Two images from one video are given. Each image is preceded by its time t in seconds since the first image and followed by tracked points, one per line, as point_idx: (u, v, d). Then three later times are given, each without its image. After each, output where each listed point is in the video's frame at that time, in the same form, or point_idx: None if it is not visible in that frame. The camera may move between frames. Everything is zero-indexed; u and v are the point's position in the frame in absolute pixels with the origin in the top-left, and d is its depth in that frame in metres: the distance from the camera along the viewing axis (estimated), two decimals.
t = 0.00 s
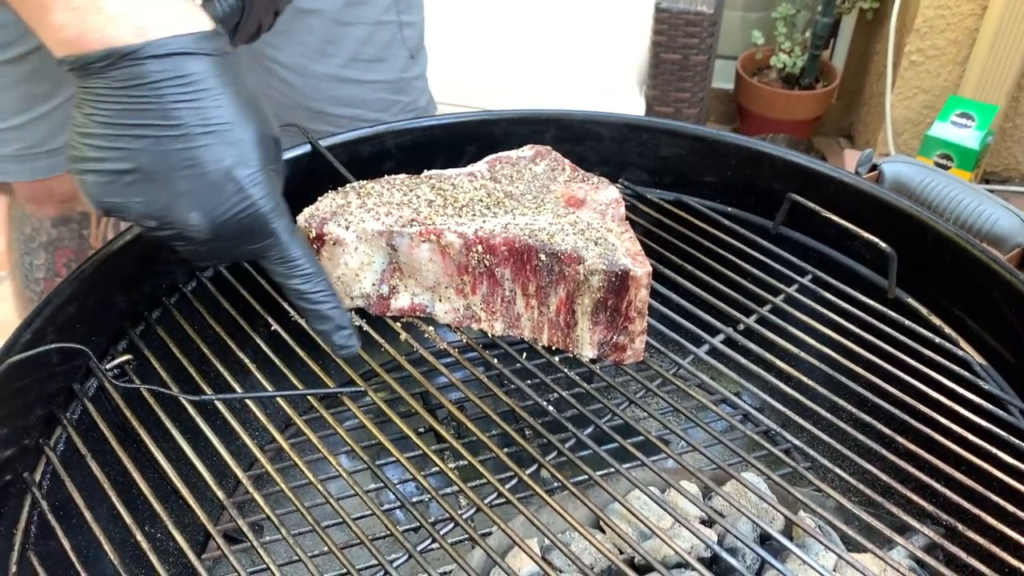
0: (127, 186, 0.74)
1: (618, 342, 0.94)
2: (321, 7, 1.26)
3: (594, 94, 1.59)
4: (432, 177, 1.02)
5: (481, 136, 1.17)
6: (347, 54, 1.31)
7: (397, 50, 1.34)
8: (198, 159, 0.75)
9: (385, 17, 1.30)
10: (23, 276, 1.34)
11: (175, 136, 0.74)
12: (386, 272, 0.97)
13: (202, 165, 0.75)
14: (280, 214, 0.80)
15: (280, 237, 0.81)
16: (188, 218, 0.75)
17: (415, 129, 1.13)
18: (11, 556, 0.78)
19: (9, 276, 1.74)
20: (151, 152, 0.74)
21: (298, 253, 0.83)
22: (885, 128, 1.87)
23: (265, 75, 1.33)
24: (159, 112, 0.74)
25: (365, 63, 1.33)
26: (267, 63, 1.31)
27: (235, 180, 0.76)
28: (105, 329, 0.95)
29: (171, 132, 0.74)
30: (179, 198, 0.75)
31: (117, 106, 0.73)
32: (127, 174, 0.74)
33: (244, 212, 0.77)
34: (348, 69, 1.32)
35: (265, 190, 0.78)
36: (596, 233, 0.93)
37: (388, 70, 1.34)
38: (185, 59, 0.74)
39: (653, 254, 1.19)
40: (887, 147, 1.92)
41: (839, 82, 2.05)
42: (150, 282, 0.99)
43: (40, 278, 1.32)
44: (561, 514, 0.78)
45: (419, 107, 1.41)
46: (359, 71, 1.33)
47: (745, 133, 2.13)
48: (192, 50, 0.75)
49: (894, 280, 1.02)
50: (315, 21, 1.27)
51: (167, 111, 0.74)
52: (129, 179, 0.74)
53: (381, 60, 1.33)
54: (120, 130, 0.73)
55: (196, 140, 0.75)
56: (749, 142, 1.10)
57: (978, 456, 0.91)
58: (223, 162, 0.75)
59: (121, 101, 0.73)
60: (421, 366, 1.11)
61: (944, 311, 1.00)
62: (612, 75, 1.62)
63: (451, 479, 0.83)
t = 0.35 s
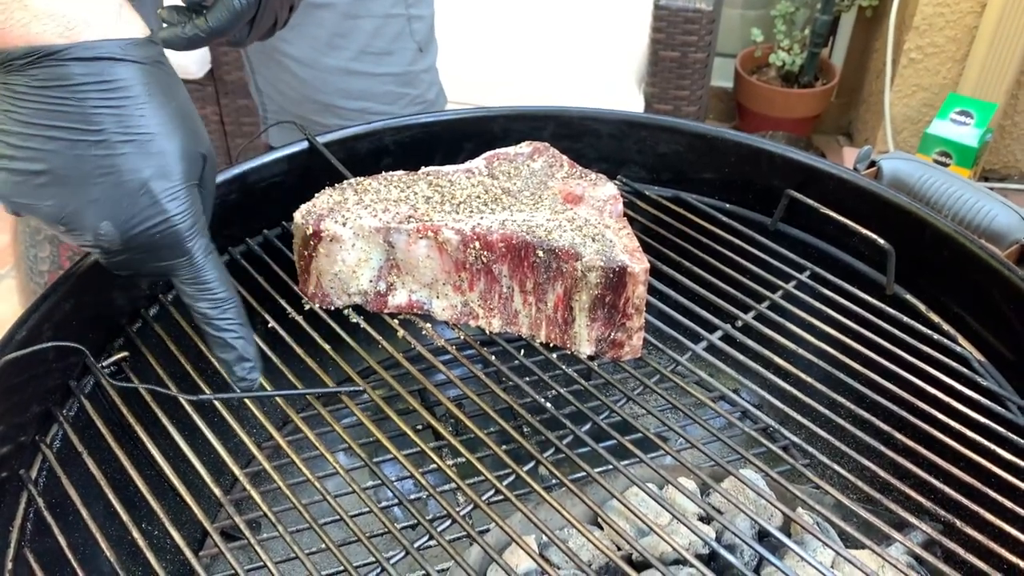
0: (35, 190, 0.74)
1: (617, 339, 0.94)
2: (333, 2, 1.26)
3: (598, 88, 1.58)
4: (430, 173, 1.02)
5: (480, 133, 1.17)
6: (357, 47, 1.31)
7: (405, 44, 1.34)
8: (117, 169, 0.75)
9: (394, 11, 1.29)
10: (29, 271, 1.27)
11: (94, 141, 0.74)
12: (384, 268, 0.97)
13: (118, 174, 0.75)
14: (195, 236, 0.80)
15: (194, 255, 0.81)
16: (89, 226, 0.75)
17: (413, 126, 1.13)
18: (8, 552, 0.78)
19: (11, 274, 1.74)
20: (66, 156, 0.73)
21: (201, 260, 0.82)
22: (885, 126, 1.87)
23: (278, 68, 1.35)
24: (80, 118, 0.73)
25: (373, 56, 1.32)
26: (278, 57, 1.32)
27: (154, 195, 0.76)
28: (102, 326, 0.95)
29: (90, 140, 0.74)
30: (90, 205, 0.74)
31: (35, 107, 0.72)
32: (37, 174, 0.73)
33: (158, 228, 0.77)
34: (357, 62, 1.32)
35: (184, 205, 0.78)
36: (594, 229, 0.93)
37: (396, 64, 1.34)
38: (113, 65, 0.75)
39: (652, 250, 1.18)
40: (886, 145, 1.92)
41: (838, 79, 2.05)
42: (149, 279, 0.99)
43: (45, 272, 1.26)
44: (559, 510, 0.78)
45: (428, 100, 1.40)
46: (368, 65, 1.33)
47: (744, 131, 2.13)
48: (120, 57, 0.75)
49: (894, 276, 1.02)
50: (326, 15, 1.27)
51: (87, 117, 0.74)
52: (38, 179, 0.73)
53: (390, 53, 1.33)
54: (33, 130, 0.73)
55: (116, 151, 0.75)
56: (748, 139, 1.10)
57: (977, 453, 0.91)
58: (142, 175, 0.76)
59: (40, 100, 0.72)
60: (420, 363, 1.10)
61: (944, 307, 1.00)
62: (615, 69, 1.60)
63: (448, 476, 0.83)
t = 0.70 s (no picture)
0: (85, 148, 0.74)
1: (617, 338, 0.94)
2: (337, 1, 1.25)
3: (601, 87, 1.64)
4: (430, 173, 1.02)
5: (480, 132, 1.17)
6: (360, 46, 1.30)
7: (408, 43, 1.33)
8: (161, 116, 0.75)
9: (397, 10, 1.29)
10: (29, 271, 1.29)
11: (135, 91, 0.75)
12: (385, 268, 0.97)
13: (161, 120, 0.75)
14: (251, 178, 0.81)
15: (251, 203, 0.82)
16: (143, 175, 0.74)
17: (413, 125, 1.13)
18: (9, 552, 0.78)
19: (11, 273, 1.74)
20: (108, 109, 0.74)
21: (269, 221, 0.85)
22: (884, 126, 1.87)
23: (280, 66, 1.34)
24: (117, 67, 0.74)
25: (375, 56, 1.32)
26: (280, 55, 1.32)
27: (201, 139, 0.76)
28: (103, 325, 0.95)
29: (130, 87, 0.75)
30: (145, 157, 0.75)
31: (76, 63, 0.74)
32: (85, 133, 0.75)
33: (215, 174, 0.77)
34: (359, 62, 1.32)
35: (234, 147, 0.78)
36: (595, 229, 0.93)
37: (399, 63, 1.34)
38: (142, 14, 0.76)
39: (653, 249, 1.18)
40: (885, 145, 1.92)
41: (838, 79, 2.05)
42: (148, 278, 0.99)
43: (43, 272, 1.27)
44: (560, 509, 0.78)
45: (429, 99, 1.41)
46: (371, 64, 1.33)
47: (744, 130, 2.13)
48: (150, 6, 0.76)
49: (893, 276, 1.02)
50: (330, 15, 1.26)
51: (123, 64, 0.74)
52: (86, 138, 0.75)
53: (393, 53, 1.32)
54: (74, 89, 0.74)
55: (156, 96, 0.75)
56: (748, 138, 1.10)
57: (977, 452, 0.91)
58: (186, 120, 0.76)
59: (76, 56, 0.74)
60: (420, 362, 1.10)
61: (944, 307, 1.00)
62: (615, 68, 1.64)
63: (449, 475, 0.83)
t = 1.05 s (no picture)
0: (272, 253, 0.63)
1: (618, 335, 0.95)
2: None
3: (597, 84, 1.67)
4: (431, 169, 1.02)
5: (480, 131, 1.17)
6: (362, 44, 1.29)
7: (407, 39, 1.34)
8: (242, 185, 0.66)
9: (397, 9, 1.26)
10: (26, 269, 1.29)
11: (223, 170, 0.66)
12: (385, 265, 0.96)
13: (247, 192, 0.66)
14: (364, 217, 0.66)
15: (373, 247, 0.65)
16: (340, 238, 0.65)
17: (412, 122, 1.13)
18: (9, 548, 0.78)
19: (11, 272, 1.74)
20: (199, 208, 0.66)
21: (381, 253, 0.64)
22: (884, 126, 1.87)
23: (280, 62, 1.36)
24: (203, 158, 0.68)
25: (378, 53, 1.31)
26: (280, 51, 1.34)
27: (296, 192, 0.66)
28: (103, 321, 0.95)
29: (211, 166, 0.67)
30: (272, 241, 0.63)
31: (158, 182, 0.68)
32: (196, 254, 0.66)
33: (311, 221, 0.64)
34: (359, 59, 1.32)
35: (342, 164, 0.69)
36: (596, 226, 0.93)
37: (399, 59, 1.34)
38: (174, 104, 0.68)
39: (653, 248, 1.18)
40: (885, 144, 1.92)
41: (837, 79, 2.05)
42: (148, 275, 0.99)
43: (43, 270, 1.28)
44: (561, 505, 0.78)
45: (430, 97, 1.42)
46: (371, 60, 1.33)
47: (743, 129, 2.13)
48: (171, 78, 0.69)
49: (894, 273, 1.02)
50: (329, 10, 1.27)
51: (197, 145, 0.67)
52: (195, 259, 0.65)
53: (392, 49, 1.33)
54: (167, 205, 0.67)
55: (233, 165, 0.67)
56: (749, 136, 1.10)
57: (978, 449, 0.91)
58: (279, 183, 0.66)
59: (168, 182, 0.67)
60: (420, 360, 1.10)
61: (944, 304, 1.00)
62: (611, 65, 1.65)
63: (450, 472, 0.83)
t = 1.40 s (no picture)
0: (60, 306, 0.62)
1: (615, 338, 0.94)
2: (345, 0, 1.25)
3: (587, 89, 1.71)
4: (429, 172, 1.02)
5: (479, 133, 1.17)
6: (367, 46, 1.30)
7: (413, 43, 1.33)
8: (65, 219, 0.66)
9: (403, 10, 1.28)
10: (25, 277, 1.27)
11: (60, 219, 0.66)
12: (383, 267, 0.96)
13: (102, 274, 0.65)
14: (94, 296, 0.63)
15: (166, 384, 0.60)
16: (15, 335, 0.60)
17: (411, 125, 1.13)
18: (5, 552, 0.77)
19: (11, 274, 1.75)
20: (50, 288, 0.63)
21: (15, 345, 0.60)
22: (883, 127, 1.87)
23: (284, 66, 1.35)
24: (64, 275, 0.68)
25: (384, 56, 1.32)
26: (286, 56, 1.33)
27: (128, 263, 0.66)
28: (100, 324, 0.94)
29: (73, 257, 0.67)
30: (63, 270, 0.64)
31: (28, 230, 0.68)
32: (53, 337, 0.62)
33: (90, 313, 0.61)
34: (365, 62, 1.32)
35: (114, 206, 0.68)
36: (593, 229, 0.93)
37: (404, 63, 1.34)
38: (76, 118, 0.73)
39: (651, 251, 1.18)
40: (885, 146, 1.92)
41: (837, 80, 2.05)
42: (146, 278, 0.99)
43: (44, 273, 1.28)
44: (557, 510, 0.77)
45: (433, 99, 1.42)
46: (377, 63, 1.33)
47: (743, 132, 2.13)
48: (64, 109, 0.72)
49: (892, 276, 1.02)
50: (338, 14, 1.26)
51: (57, 154, 0.70)
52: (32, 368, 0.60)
53: (399, 52, 1.33)
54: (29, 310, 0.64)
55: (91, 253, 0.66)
56: (747, 138, 1.10)
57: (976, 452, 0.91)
58: (75, 248, 0.65)
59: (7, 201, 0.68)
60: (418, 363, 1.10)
61: (943, 307, 1.00)
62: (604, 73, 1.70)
63: (447, 476, 0.82)
